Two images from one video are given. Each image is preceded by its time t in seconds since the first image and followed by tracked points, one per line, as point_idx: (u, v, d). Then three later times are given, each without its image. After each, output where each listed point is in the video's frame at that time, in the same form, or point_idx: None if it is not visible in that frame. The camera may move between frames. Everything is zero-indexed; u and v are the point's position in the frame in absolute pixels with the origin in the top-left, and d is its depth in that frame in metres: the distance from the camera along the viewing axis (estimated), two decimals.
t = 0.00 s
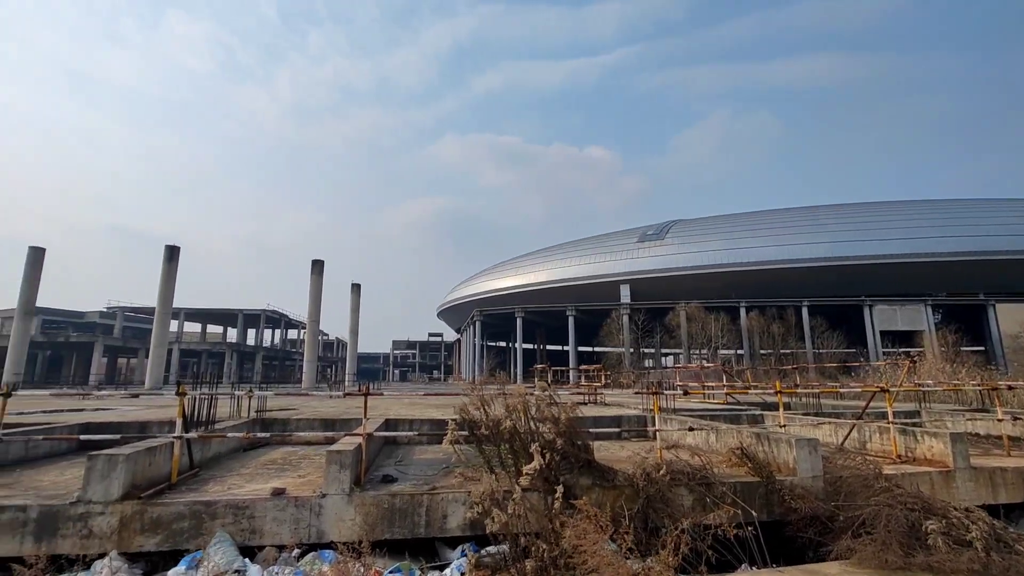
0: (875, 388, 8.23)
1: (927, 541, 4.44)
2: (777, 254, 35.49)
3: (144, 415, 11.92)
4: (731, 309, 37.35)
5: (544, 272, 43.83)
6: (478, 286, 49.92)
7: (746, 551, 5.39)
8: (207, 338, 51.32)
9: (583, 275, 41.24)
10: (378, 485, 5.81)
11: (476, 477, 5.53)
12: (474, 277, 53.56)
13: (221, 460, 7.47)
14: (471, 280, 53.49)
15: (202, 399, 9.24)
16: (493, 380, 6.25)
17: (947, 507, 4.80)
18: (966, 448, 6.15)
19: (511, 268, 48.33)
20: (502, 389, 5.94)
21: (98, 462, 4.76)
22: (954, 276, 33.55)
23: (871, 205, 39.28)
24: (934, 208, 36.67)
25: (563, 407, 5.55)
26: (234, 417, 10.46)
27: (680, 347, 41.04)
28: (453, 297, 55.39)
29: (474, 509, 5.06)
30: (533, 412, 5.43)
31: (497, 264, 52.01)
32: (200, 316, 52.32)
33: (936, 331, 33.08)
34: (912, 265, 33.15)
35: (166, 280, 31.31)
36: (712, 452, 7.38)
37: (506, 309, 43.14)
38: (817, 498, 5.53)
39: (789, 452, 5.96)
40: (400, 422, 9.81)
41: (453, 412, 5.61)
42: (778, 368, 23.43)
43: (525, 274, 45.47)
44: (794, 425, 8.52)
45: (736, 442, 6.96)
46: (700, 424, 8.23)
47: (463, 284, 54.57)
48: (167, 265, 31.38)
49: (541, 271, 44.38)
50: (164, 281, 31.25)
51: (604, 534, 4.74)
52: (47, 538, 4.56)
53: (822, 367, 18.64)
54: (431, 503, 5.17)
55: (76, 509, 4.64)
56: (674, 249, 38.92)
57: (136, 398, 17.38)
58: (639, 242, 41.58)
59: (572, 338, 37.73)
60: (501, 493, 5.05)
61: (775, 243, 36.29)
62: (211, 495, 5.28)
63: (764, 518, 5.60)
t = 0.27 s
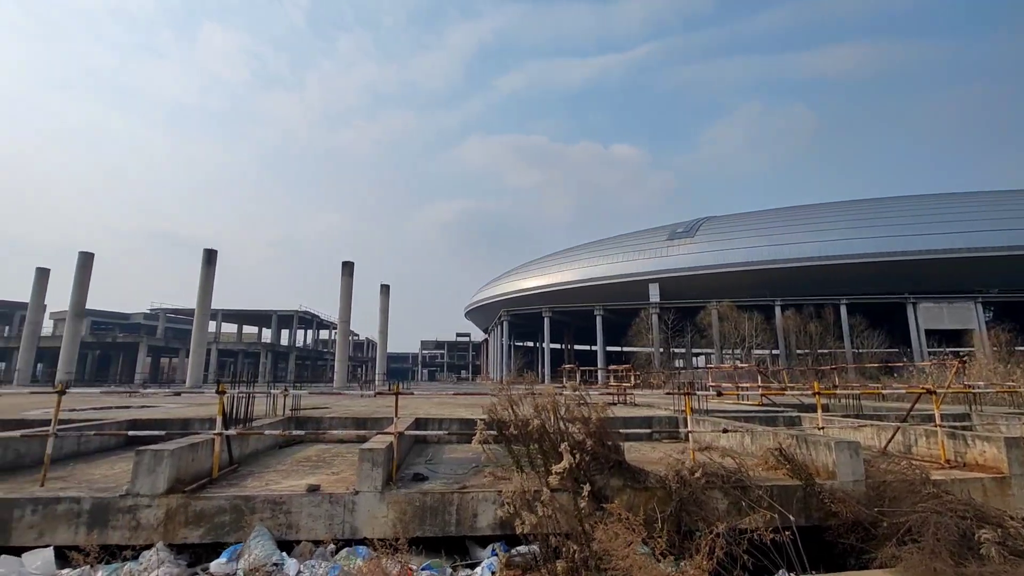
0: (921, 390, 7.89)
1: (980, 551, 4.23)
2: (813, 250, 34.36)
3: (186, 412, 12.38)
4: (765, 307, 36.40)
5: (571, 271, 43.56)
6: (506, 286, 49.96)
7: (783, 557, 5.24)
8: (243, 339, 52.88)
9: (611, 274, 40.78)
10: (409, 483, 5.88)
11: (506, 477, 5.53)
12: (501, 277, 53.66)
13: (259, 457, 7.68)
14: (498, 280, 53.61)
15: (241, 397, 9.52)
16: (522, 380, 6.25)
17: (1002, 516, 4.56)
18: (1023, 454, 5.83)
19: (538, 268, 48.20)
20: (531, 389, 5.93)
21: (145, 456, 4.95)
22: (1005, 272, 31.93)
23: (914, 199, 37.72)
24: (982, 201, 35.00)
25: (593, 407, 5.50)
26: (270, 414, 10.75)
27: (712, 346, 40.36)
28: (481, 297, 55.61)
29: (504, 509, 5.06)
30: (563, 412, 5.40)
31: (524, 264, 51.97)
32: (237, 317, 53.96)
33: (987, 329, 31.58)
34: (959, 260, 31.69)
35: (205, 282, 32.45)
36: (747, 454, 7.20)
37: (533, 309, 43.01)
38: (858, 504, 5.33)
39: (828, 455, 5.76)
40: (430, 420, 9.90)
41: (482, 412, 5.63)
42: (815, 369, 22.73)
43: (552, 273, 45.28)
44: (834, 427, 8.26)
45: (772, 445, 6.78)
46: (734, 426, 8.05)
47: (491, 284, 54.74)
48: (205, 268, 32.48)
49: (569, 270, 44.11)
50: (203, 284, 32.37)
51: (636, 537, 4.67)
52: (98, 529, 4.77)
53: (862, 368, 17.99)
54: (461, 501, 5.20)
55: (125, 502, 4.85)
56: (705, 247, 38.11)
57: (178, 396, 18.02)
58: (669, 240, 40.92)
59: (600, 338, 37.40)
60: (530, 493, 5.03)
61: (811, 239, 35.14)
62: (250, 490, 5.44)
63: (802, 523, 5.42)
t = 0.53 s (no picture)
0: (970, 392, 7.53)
1: None
2: (851, 246, 33.17)
3: (224, 409, 12.76)
4: (800, 306, 35.39)
5: (599, 270, 43.15)
6: (532, 285, 49.85)
7: (822, 563, 5.07)
8: (277, 339, 54.28)
9: (640, 272, 40.20)
10: (439, 482, 5.93)
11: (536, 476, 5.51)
12: (528, 277, 53.58)
13: (294, 453, 7.87)
14: (525, 279, 53.55)
15: (276, 395, 9.78)
16: (550, 379, 6.22)
17: None
18: None
19: (565, 267, 47.93)
20: (560, 388, 5.88)
21: (188, 452, 5.13)
22: None
23: (959, 191, 36.08)
24: None
25: (624, 407, 5.43)
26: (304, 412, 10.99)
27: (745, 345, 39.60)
28: (508, 296, 55.66)
29: (534, 509, 5.05)
30: (593, 412, 5.34)
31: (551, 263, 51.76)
32: (271, 317, 55.41)
33: None
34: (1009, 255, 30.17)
35: (241, 284, 33.46)
36: (783, 457, 7.00)
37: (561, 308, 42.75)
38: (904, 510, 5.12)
39: (870, 459, 5.55)
40: (459, 420, 9.95)
41: (511, 411, 5.62)
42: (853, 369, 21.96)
43: (580, 272, 44.93)
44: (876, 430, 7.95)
45: (809, 447, 6.57)
46: (769, 428, 7.84)
47: (518, 283, 54.72)
48: (240, 270, 33.48)
49: (596, 269, 43.71)
50: (239, 285, 33.38)
51: (669, 540, 4.59)
52: (145, 520, 4.97)
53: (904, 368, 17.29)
54: (491, 500, 5.21)
55: (170, 495, 5.03)
56: (736, 244, 37.21)
57: (216, 394, 18.62)
58: (699, 237, 40.13)
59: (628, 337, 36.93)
60: (560, 493, 5.00)
61: (848, 234, 33.93)
62: (286, 486, 5.57)
63: (843, 529, 5.23)
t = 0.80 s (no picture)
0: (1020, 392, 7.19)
1: None
2: (888, 240, 32.03)
3: (256, 407, 13.10)
4: (835, 303, 34.39)
5: (625, 269, 42.67)
6: (557, 284, 49.62)
7: (860, 570, 4.91)
8: (306, 339, 55.44)
9: (667, 270, 39.58)
10: (466, 480, 5.95)
11: (562, 476, 5.48)
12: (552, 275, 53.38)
13: (325, 451, 8.02)
14: (549, 278, 53.36)
15: (307, 394, 9.98)
16: (576, 379, 6.17)
17: None
18: None
19: (590, 266, 47.56)
20: (586, 388, 5.83)
21: (224, 448, 5.27)
22: None
23: (1004, 182, 34.52)
24: None
25: (652, 407, 5.35)
26: (333, 410, 11.19)
27: (777, 344, 38.75)
28: (532, 295, 55.56)
29: (561, 509, 5.02)
30: (620, 411, 5.28)
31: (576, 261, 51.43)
32: (300, 317, 56.62)
33: None
34: None
35: (271, 285, 34.28)
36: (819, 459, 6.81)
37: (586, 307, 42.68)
38: (949, 516, 4.91)
39: (912, 462, 5.35)
40: (485, 418, 9.99)
41: (536, 411, 5.60)
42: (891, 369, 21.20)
43: (605, 271, 44.52)
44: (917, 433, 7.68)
45: (847, 449, 6.39)
46: (804, 429, 7.64)
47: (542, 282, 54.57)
48: (270, 272, 34.29)
49: (621, 268, 43.22)
50: (269, 287, 34.20)
51: (701, 541, 4.49)
52: (186, 514, 5.14)
53: (945, 368, 16.62)
54: (518, 499, 5.21)
55: (207, 489, 5.18)
56: (766, 240, 36.29)
57: (249, 393, 19.13)
58: (727, 234, 39.33)
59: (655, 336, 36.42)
60: (588, 493, 4.97)
61: (884, 228, 32.77)
62: (319, 483, 5.68)
63: (883, 534, 5.04)
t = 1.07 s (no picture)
0: None
1: None
2: (926, 235, 30.88)
3: (286, 406, 13.38)
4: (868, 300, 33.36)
5: (649, 267, 42.16)
6: (580, 283, 49.32)
7: None
8: (332, 340, 56.41)
9: (692, 268, 38.93)
10: (491, 480, 5.97)
11: (589, 477, 5.45)
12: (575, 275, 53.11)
13: (352, 450, 8.14)
14: (572, 278, 53.09)
15: (334, 393, 10.15)
16: (602, 379, 6.12)
17: None
18: None
19: (613, 265, 47.16)
20: (611, 388, 5.78)
21: (256, 446, 5.39)
22: None
23: None
24: None
25: (679, 407, 5.27)
26: (360, 410, 11.36)
27: (808, 344, 37.77)
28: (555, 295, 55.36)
29: (587, 510, 4.98)
30: (646, 412, 5.22)
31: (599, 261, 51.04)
32: (326, 319, 57.64)
33: None
34: None
35: (298, 288, 34.98)
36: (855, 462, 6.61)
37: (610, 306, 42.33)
38: (995, 522, 4.71)
39: (955, 466, 5.15)
40: (509, 418, 9.99)
41: (561, 411, 5.58)
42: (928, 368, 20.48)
43: (629, 270, 44.06)
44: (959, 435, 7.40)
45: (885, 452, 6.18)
46: (838, 430, 7.43)
47: (565, 282, 54.32)
48: (298, 274, 35.00)
49: (645, 266, 42.72)
50: (296, 289, 34.92)
51: (732, 544, 4.40)
52: (221, 510, 5.28)
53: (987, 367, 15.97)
54: (543, 500, 5.20)
55: (240, 487, 5.31)
56: (795, 236, 35.40)
57: (279, 393, 19.55)
58: (755, 231, 38.51)
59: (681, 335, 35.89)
60: (615, 495, 4.92)
61: (920, 222, 31.65)
62: (347, 482, 5.76)
63: (924, 540, 4.86)
